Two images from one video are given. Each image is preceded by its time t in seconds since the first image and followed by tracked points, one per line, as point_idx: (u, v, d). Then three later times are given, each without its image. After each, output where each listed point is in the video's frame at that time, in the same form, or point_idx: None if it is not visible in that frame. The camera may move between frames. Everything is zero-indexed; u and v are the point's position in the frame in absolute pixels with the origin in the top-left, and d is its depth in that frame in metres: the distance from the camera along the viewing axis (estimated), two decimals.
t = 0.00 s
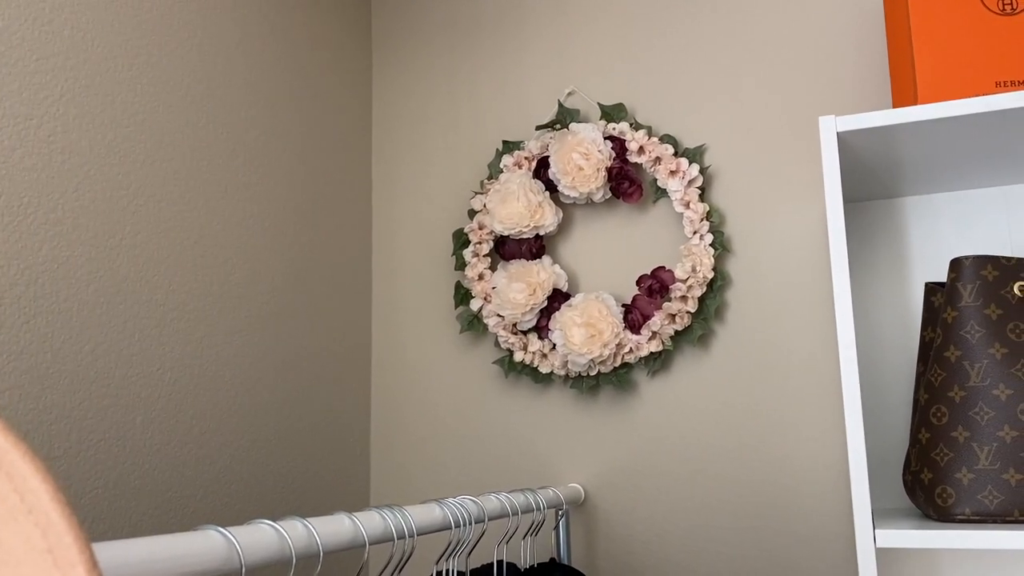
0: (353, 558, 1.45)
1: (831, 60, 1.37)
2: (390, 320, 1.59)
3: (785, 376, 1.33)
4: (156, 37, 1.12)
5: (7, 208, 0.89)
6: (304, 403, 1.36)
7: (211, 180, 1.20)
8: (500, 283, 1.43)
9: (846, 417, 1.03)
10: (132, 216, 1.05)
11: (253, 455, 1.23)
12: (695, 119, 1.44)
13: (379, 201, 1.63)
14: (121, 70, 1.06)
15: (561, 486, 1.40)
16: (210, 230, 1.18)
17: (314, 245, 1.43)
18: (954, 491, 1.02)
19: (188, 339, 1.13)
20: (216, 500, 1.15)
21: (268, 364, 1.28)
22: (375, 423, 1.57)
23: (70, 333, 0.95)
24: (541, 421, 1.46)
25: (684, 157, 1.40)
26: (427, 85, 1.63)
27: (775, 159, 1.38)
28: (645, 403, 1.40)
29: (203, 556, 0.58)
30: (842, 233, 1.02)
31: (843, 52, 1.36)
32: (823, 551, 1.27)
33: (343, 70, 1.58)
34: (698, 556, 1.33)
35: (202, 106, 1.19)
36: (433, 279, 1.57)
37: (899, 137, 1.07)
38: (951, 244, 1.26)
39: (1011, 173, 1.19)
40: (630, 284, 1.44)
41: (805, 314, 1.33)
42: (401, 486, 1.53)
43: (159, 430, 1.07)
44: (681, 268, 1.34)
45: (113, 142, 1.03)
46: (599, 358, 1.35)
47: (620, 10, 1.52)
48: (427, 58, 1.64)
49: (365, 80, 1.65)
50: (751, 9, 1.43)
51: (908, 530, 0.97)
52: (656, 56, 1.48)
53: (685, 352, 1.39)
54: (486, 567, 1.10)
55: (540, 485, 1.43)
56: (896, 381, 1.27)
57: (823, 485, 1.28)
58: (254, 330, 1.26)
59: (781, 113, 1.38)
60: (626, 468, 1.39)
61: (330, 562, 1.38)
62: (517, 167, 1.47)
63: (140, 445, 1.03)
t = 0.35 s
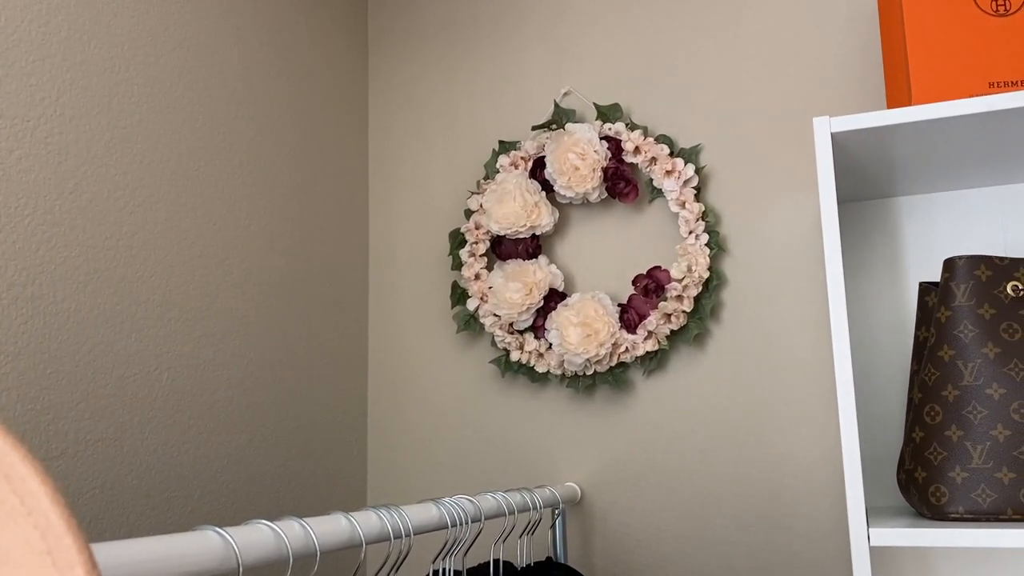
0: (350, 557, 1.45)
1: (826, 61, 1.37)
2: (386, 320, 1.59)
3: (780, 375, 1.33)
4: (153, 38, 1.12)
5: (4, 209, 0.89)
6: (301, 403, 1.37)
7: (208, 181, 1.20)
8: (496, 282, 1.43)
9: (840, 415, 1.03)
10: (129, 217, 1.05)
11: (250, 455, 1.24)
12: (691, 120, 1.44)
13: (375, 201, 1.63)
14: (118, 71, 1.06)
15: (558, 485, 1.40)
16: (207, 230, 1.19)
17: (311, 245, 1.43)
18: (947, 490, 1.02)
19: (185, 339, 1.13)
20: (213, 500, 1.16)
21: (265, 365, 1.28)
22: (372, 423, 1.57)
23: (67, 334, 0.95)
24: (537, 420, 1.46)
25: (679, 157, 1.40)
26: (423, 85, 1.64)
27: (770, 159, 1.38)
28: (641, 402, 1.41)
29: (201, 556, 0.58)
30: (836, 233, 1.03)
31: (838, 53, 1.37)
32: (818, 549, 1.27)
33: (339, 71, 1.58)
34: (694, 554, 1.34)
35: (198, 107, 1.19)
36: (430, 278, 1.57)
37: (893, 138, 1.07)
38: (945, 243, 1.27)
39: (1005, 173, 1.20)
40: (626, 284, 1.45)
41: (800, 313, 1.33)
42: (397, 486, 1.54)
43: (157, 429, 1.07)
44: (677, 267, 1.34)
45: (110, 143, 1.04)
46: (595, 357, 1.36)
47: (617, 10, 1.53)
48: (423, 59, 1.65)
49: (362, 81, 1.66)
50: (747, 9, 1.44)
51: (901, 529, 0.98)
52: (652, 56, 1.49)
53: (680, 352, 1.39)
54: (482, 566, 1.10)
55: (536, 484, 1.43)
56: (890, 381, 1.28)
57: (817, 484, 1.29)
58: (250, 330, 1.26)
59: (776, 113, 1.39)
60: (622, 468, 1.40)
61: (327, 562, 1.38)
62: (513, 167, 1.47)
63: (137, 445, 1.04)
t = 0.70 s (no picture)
0: (348, 556, 1.45)
1: (824, 61, 1.38)
2: (384, 319, 1.59)
3: (777, 375, 1.33)
4: (151, 37, 1.12)
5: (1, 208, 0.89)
6: (298, 402, 1.37)
7: (206, 180, 1.20)
8: (494, 282, 1.43)
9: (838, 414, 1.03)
10: (127, 216, 1.05)
11: (248, 454, 1.24)
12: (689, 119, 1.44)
13: (373, 200, 1.63)
14: (115, 70, 1.06)
15: (556, 484, 1.40)
16: (205, 230, 1.19)
17: (309, 244, 1.43)
18: (944, 489, 1.03)
19: (183, 338, 1.13)
20: (211, 499, 1.16)
21: (263, 364, 1.28)
22: (370, 422, 1.57)
23: (64, 333, 0.95)
24: (535, 419, 1.46)
25: (677, 157, 1.40)
26: (421, 84, 1.64)
27: (768, 158, 1.38)
28: (639, 401, 1.41)
29: (199, 556, 0.58)
30: (834, 233, 1.03)
31: (835, 53, 1.37)
32: (816, 548, 1.28)
33: (337, 70, 1.58)
34: (691, 553, 1.34)
35: (196, 106, 1.19)
36: (427, 278, 1.57)
37: (891, 137, 1.08)
38: (942, 243, 1.27)
39: (1002, 173, 1.20)
40: (624, 283, 1.45)
41: (798, 313, 1.34)
42: (395, 486, 1.54)
43: (155, 429, 1.07)
44: (675, 267, 1.34)
45: (108, 141, 1.04)
46: (593, 356, 1.36)
47: (615, 10, 1.53)
48: (421, 58, 1.65)
49: (359, 80, 1.65)
50: (744, 9, 1.44)
51: (899, 528, 0.98)
52: (649, 56, 1.49)
53: (678, 351, 1.39)
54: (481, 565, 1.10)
55: (534, 484, 1.43)
56: (887, 380, 1.28)
57: (815, 483, 1.29)
58: (248, 330, 1.26)
59: (773, 113, 1.39)
60: (620, 467, 1.40)
61: (325, 561, 1.38)
62: (511, 166, 1.47)
63: (135, 444, 1.04)
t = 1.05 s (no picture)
0: (344, 556, 1.45)
1: (821, 61, 1.38)
2: (381, 318, 1.59)
3: (774, 374, 1.33)
4: (148, 34, 1.12)
5: None
6: (295, 401, 1.36)
7: (202, 177, 1.20)
8: (491, 280, 1.43)
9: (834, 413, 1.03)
10: (124, 213, 1.05)
11: (244, 452, 1.23)
12: (686, 118, 1.44)
13: (370, 199, 1.63)
14: (111, 67, 1.06)
15: (552, 483, 1.40)
16: (201, 227, 1.18)
17: (306, 243, 1.43)
18: (941, 488, 1.03)
19: (179, 336, 1.13)
20: (207, 498, 1.15)
21: (259, 362, 1.28)
22: (366, 421, 1.57)
23: (59, 331, 0.95)
24: (532, 419, 1.46)
25: (674, 156, 1.40)
26: (418, 83, 1.63)
27: (765, 157, 1.38)
28: (636, 400, 1.41)
29: (194, 553, 0.58)
30: (830, 231, 1.03)
31: (833, 52, 1.37)
32: (813, 547, 1.28)
33: (334, 69, 1.57)
34: (688, 553, 1.34)
35: (193, 104, 1.19)
36: (424, 277, 1.57)
37: (888, 136, 1.08)
38: (939, 242, 1.27)
39: (1000, 172, 1.20)
40: (621, 283, 1.45)
41: (795, 312, 1.34)
42: (392, 485, 1.53)
43: (150, 427, 1.07)
44: (672, 266, 1.34)
45: (105, 139, 1.03)
46: (590, 355, 1.36)
47: (612, 9, 1.53)
48: (418, 57, 1.64)
49: (357, 79, 1.65)
50: (742, 8, 1.44)
51: (895, 527, 0.98)
52: (646, 55, 1.49)
53: (675, 350, 1.39)
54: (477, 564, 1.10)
55: (531, 483, 1.43)
56: (884, 379, 1.28)
57: (812, 483, 1.29)
58: (245, 328, 1.26)
59: (771, 112, 1.39)
60: (616, 466, 1.40)
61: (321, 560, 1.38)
62: (508, 165, 1.47)
63: (130, 442, 1.03)
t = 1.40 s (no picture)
0: (339, 556, 1.44)
1: (818, 62, 1.38)
2: (378, 318, 1.59)
3: (771, 375, 1.33)
4: (144, 33, 1.12)
5: None
6: (291, 401, 1.36)
7: (199, 176, 1.19)
8: (488, 281, 1.43)
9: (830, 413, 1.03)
10: (119, 212, 1.05)
11: (239, 452, 1.23)
12: (683, 119, 1.44)
13: (367, 199, 1.63)
14: (107, 66, 1.05)
15: (549, 484, 1.40)
16: (197, 227, 1.18)
17: (302, 242, 1.43)
18: (937, 489, 1.03)
19: (175, 336, 1.12)
20: (202, 498, 1.15)
21: (255, 362, 1.28)
22: (363, 421, 1.56)
23: (54, 330, 0.95)
24: (528, 419, 1.46)
25: (671, 156, 1.40)
26: (416, 83, 1.63)
27: (762, 158, 1.38)
28: (632, 400, 1.40)
29: (188, 553, 0.58)
30: (827, 232, 1.03)
31: (830, 53, 1.37)
32: (809, 548, 1.27)
33: (331, 68, 1.57)
34: (685, 553, 1.34)
35: (189, 103, 1.19)
36: (421, 277, 1.57)
37: (885, 137, 1.08)
38: (935, 243, 1.27)
39: (996, 173, 1.20)
40: (618, 283, 1.45)
41: (791, 313, 1.34)
42: (388, 485, 1.53)
43: (146, 426, 1.06)
44: (669, 266, 1.34)
45: (100, 137, 1.03)
46: (586, 356, 1.36)
47: (610, 9, 1.53)
48: (415, 57, 1.64)
49: (353, 78, 1.65)
50: (739, 9, 1.44)
51: (891, 528, 0.98)
52: (643, 56, 1.49)
53: (672, 351, 1.39)
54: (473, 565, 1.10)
55: (527, 483, 1.43)
56: (880, 380, 1.28)
57: (808, 483, 1.29)
58: (241, 328, 1.25)
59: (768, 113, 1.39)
60: (612, 467, 1.40)
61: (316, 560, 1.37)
62: (505, 166, 1.47)
63: (125, 441, 1.03)
